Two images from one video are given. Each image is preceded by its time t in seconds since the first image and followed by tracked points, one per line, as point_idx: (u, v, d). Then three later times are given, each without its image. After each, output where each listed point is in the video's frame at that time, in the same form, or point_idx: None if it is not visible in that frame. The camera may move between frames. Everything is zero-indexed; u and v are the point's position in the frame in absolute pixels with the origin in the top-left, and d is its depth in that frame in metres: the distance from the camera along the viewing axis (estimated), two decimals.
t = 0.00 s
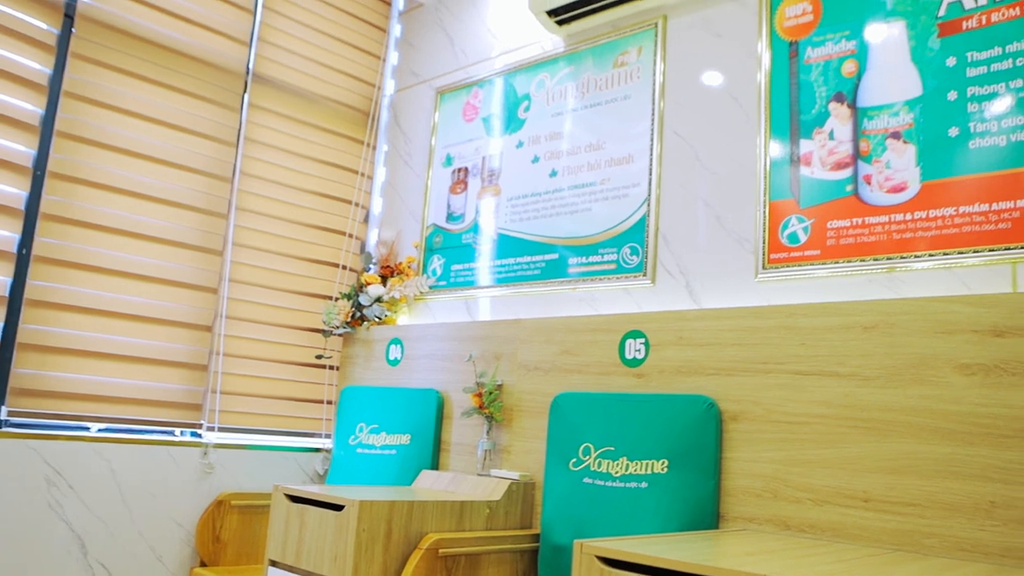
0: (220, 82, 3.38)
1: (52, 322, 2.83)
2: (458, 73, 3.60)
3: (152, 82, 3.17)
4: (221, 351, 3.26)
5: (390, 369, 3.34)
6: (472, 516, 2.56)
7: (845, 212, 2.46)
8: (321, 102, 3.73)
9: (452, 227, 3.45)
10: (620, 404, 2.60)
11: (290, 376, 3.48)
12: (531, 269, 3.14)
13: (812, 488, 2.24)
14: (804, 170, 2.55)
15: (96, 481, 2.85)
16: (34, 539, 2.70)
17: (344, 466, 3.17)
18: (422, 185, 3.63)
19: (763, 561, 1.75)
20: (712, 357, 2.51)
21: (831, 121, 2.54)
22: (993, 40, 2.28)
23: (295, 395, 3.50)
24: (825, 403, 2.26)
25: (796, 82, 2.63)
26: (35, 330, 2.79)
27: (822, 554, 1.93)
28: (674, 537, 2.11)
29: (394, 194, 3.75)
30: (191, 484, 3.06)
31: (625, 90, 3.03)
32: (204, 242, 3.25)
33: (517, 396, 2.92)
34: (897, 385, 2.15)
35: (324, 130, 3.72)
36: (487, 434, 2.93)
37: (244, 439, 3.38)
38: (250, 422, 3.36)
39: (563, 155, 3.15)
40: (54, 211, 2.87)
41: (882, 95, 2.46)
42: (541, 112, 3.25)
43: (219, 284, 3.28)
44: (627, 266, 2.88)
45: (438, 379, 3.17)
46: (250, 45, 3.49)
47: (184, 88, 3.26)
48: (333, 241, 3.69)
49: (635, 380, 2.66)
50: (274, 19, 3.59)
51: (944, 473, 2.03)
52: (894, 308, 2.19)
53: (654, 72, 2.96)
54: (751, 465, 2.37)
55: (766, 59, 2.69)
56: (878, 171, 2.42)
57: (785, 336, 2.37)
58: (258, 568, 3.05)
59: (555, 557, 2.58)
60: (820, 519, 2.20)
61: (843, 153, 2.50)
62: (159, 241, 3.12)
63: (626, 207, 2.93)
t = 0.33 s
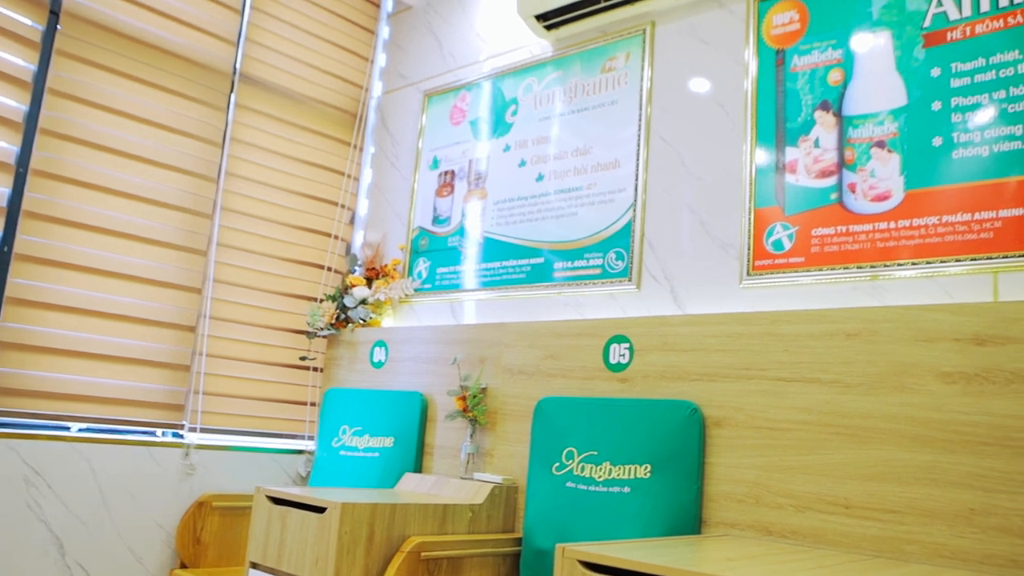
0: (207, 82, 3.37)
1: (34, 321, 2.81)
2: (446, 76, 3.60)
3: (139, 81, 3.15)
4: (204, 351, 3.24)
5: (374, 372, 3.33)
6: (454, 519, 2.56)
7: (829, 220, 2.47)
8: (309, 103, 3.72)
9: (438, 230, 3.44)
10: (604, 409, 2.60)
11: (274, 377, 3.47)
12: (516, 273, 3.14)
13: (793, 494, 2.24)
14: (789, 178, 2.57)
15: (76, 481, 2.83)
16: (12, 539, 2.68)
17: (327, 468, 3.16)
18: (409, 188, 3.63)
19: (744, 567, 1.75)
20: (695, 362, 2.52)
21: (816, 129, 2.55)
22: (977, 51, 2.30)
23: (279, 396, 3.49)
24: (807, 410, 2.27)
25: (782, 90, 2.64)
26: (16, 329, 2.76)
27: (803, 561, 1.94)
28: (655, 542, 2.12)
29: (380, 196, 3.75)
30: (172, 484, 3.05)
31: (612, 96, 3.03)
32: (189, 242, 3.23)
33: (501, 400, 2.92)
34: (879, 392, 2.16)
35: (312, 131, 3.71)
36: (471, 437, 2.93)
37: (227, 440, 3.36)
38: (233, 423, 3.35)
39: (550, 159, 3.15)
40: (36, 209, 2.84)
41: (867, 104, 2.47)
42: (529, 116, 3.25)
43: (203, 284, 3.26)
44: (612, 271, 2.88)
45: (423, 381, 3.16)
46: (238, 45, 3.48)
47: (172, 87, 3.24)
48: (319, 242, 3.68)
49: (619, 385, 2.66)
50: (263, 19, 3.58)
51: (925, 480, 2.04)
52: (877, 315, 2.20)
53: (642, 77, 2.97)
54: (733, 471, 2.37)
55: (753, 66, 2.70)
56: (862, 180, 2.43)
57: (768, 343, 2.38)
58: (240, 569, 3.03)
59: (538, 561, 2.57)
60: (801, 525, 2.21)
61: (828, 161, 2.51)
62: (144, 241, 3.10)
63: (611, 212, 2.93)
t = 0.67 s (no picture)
0: (195, 82, 3.36)
1: (15, 320, 2.78)
2: (435, 81, 3.61)
3: (126, 80, 3.14)
4: (186, 353, 3.22)
5: (358, 376, 3.32)
6: (436, 526, 2.54)
7: (814, 231, 2.48)
8: (297, 105, 3.71)
9: (424, 235, 3.44)
10: (587, 417, 2.60)
11: (257, 380, 3.45)
12: (502, 279, 3.14)
13: (775, 504, 2.25)
14: (774, 189, 2.58)
15: (54, 483, 2.80)
16: None
17: (308, 473, 3.14)
18: (395, 192, 3.62)
19: None
20: (679, 371, 2.52)
21: (802, 141, 2.57)
22: (962, 67, 2.33)
23: (261, 400, 3.47)
24: (790, 420, 2.28)
25: (769, 101, 2.66)
26: None
27: (783, 571, 1.94)
28: (637, 551, 2.11)
29: (367, 200, 3.74)
30: (151, 487, 3.02)
31: (601, 104, 3.04)
32: (173, 243, 3.22)
33: (485, 406, 2.91)
34: (862, 404, 2.17)
35: (300, 134, 3.70)
36: (454, 443, 2.92)
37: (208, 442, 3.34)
38: (214, 426, 3.33)
39: (537, 166, 3.15)
40: (19, 207, 2.82)
41: (853, 117, 2.49)
42: (517, 122, 3.26)
43: (187, 285, 3.24)
44: (598, 279, 2.89)
45: (406, 387, 3.15)
46: (227, 46, 3.47)
47: (159, 87, 3.23)
48: (305, 245, 3.67)
49: (603, 393, 2.66)
50: (253, 20, 3.57)
51: (905, 492, 2.05)
52: (860, 327, 2.21)
53: (630, 86, 2.99)
54: (715, 480, 2.38)
55: (741, 77, 2.72)
56: (847, 192, 2.45)
57: (751, 353, 2.39)
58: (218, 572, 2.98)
59: (519, 569, 2.57)
60: (783, 536, 2.21)
61: (814, 173, 2.52)
62: (128, 241, 3.08)
63: (598, 220, 2.94)
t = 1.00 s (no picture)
0: (182, 82, 3.34)
1: None
2: (424, 85, 3.60)
3: (113, 79, 3.12)
4: (170, 355, 3.21)
5: (342, 380, 3.31)
6: (419, 531, 2.54)
7: (800, 241, 2.49)
8: (285, 107, 3.70)
9: (411, 239, 3.43)
10: (571, 423, 2.61)
11: (240, 382, 3.44)
12: (488, 285, 3.13)
13: (758, 512, 2.26)
14: (761, 199, 2.59)
15: (34, 484, 2.78)
16: None
17: (292, 477, 3.12)
18: (382, 196, 3.62)
19: None
20: (664, 379, 2.53)
21: (789, 151, 2.58)
22: (947, 80, 2.35)
23: (244, 402, 3.45)
24: (774, 429, 2.29)
25: (756, 112, 2.67)
26: None
27: None
28: (619, 558, 2.12)
29: (354, 203, 3.73)
30: (132, 489, 3.01)
31: (589, 111, 3.05)
32: (158, 243, 3.20)
33: (470, 411, 2.91)
34: (845, 414, 2.18)
35: (287, 136, 3.69)
36: (438, 448, 2.91)
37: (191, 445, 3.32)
38: (197, 428, 3.31)
39: (525, 172, 3.15)
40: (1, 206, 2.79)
41: (839, 128, 2.50)
42: (505, 128, 3.26)
43: (171, 286, 3.22)
44: (584, 286, 2.89)
45: (391, 391, 3.14)
46: (214, 46, 3.46)
47: (146, 87, 3.21)
48: (290, 247, 3.65)
49: (587, 400, 2.67)
50: (241, 21, 3.56)
51: (886, 502, 2.07)
52: (844, 337, 2.22)
53: (619, 94, 3.00)
54: (699, 488, 2.38)
55: (729, 86, 2.73)
56: (832, 203, 2.46)
57: (736, 361, 2.40)
58: None
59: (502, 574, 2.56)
60: (765, 544, 2.22)
61: (800, 184, 2.54)
62: (112, 241, 3.06)
63: (585, 227, 2.94)
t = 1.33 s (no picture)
0: (162, 79, 3.31)
1: None
2: (406, 86, 3.60)
3: (92, 74, 3.08)
4: (146, 353, 3.18)
5: (320, 380, 3.28)
6: (395, 531, 2.52)
7: (779, 246, 2.50)
8: (267, 106, 3.68)
9: (391, 240, 3.42)
10: (549, 425, 2.61)
11: (218, 382, 3.41)
12: (468, 286, 3.13)
13: (734, 515, 2.26)
14: (741, 204, 2.60)
15: (5, 483, 2.74)
16: None
17: (269, 478, 3.08)
18: (364, 196, 3.61)
19: None
20: (642, 382, 2.53)
21: (769, 157, 2.60)
22: (925, 89, 2.38)
23: (221, 402, 3.43)
24: (751, 433, 2.29)
25: (737, 117, 2.68)
26: None
27: None
28: (596, 560, 2.11)
29: (335, 203, 3.72)
30: (106, 489, 2.98)
31: (571, 114, 3.06)
32: (135, 240, 3.16)
33: (448, 413, 2.90)
34: (821, 417, 2.19)
35: (269, 134, 3.67)
36: (416, 449, 2.90)
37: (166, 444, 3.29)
38: (173, 428, 3.28)
39: (507, 174, 3.15)
40: None
41: (819, 135, 2.52)
42: (488, 129, 3.26)
43: (149, 284, 3.19)
44: (564, 288, 2.89)
45: (369, 392, 3.12)
46: (197, 43, 3.44)
47: (127, 83, 3.18)
48: (270, 247, 3.63)
49: (566, 402, 2.67)
50: (224, 18, 3.54)
51: (861, 505, 2.08)
52: (821, 341, 2.24)
53: (601, 97, 3.00)
54: (676, 490, 2.39)
55: (711, 91, 2.75)
56: (812, 209, 2.48)
57: (714, 365, 2.40)
58: None
59: None
60: (740, 547, 2.23)
61: (779, 189, 2.55)
62: (89, 237, 3.03)
63: (566, 229, 2.95)
